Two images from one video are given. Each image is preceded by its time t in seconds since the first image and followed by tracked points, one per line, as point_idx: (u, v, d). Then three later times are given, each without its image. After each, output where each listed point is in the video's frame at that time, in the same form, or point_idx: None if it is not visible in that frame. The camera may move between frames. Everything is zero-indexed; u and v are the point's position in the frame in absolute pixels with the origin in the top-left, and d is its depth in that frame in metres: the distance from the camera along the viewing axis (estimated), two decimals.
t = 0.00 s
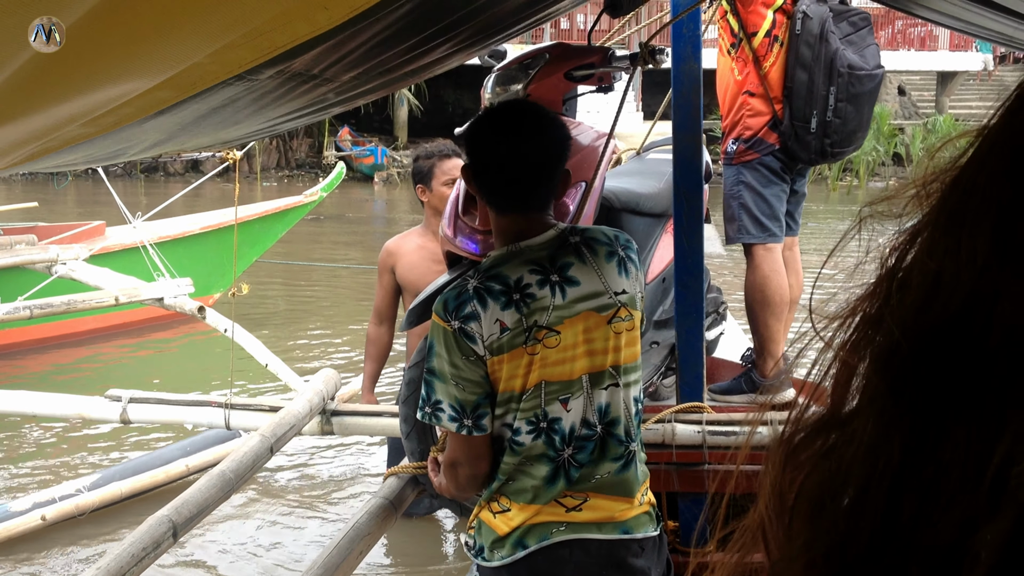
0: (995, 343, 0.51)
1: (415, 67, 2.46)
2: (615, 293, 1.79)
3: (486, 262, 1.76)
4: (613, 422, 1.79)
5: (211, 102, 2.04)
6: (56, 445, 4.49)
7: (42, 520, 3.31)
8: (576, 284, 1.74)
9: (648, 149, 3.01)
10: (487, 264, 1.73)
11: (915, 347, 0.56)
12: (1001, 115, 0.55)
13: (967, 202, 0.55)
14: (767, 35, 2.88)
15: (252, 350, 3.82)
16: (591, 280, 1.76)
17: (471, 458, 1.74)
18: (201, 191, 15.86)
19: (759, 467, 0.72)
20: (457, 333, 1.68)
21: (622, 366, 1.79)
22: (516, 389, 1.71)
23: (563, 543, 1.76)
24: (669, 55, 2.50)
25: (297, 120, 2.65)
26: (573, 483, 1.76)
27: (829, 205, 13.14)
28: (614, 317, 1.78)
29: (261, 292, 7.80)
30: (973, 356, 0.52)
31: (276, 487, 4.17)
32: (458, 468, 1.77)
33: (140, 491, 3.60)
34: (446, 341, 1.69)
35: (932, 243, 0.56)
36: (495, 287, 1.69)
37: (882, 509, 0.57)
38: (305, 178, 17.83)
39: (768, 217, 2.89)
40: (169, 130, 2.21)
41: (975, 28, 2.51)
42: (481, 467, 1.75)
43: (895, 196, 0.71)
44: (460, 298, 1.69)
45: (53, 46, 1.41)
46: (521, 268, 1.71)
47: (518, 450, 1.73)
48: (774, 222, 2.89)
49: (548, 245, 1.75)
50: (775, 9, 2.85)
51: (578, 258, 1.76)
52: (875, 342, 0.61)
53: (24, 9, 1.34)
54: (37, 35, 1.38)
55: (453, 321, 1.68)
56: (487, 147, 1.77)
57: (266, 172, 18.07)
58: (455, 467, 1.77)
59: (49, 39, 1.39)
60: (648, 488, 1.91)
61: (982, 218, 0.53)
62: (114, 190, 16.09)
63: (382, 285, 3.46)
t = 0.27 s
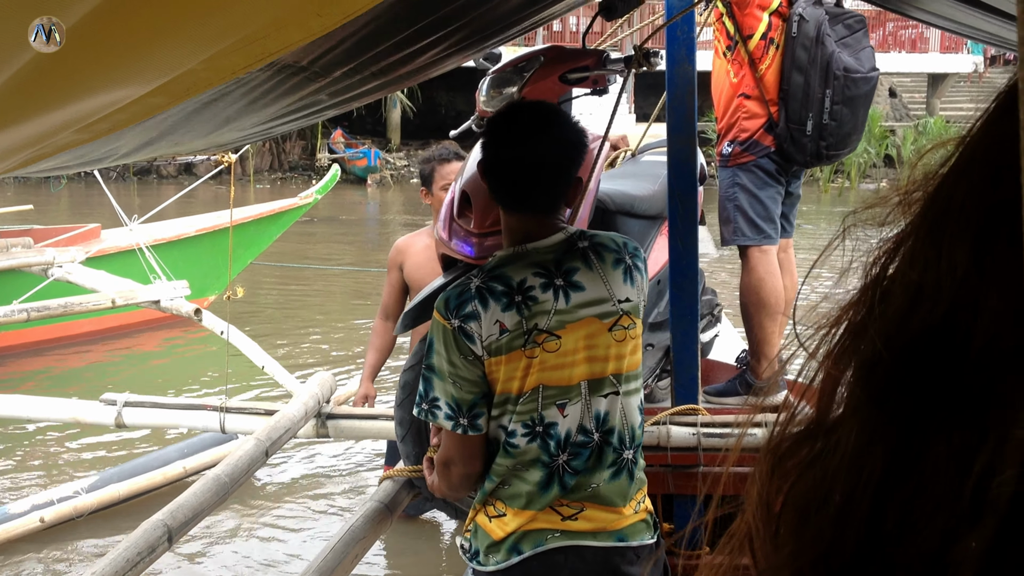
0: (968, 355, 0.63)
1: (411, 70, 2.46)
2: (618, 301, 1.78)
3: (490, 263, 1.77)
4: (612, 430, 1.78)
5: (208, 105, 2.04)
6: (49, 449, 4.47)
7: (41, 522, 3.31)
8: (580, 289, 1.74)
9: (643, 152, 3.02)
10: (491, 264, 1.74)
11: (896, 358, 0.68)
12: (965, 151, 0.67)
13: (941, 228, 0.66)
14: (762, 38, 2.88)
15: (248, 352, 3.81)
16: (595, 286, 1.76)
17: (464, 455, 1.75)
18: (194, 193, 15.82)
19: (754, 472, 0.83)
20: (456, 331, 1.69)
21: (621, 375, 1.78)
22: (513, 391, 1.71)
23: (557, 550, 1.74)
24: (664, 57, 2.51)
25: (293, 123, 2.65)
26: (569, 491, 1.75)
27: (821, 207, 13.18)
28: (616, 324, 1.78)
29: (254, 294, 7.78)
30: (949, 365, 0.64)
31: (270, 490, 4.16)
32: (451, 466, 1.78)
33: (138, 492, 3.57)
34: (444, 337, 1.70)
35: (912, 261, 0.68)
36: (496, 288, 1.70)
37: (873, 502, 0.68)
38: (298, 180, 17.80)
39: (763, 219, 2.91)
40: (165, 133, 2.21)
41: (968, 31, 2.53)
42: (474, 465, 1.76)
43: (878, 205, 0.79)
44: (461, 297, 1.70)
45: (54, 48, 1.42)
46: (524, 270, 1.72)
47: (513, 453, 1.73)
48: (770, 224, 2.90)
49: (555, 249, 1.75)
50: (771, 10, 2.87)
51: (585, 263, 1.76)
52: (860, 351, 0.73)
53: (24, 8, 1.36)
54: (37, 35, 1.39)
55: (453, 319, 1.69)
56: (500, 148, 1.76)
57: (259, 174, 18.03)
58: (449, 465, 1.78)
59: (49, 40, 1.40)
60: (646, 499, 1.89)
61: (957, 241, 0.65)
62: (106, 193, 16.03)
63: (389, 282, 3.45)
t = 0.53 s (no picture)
0: (963, 369, 0.66)
1: (406, 78, 2.47)
2: (618, 312, 1.79)
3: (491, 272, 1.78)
4: (612, 442, 1.77)
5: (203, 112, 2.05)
6: (43, 457, 4.45)
7: (39, 528, 3.29)
8: (581, 300, 1.75)
9: (636, 160, 3.04)
10: (492, 273, 1.75)
11: (891, 370, 0.70)
12: (960, 165, 0.68)
13: (937, 243, 0.68)
14: (758, 47, 2.91)
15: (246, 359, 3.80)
16: (595, 298, 1.77)
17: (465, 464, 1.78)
18: (187, 202, 15.81)
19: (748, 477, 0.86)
20: (455, 339, 1.72)
21: (621, 387, 1.78)
22: (510, 400, 1.72)
23: (552, 559, 1.74)
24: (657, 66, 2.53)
25: (288, 131, 2.65)
26: (566, 501, 1.75)
27: (814, 214, 13.23)
28: (616, 335, 1.78)
29: (248, 302, 7.77)
30: (943, 377, 0.67)
31: (265, 498, 4.16)
32: (452, 473, 1.81)
33: (136, 499, 3.57)
34: (443, 345, 1.73)
35: (909, 273, 0.70)
36: (495, 296, 1.72)
37: (868, 512, 0.72)
38: (292, 188, 17.80)
39: (756, 228, 2.92)
40: (160, 140, 2.22)
41: (960, 42, 2.55)
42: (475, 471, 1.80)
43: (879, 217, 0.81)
44: (460, 305, 1.72)
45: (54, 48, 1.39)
46: (524, 280, 1.73)
47: (511, 463, 1.73)
48: (763, 233, 2.92)
49: (556, 258, 1.76)
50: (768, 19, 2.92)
51: (586, 274, 1.77)
52: (856, 361, 0.75)
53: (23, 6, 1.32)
54: (37, 35, 1.36)
55: (451, 327, 1.72)
56: (505, 155, 1.77)
57: (252, 182, 18.03)
58: (449, 472, 1.82)
59: (49, 40, 1.37)
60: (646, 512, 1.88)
61: (952, 256, 0.67)
62: (100, 202, 16.01)
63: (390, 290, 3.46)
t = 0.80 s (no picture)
0: (971, 379, 0.67)
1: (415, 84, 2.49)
2: (627, 320, 1.80)
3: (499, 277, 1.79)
4: (618, 450, 1.78)
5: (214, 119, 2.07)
6: (55, 460, 4.48)
7: (56, 530, 3.32)
8: (589, 307, 1.76)
9: (644, 164, 3.05)
10: (500, 278, 1.77)
11: (903, 378, 0.71)
12: (973, 176, 0.69)
13: (947, 251, 0.70)
14: (767, 52, 2.92)
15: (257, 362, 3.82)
16: (604, 305, 1.78)
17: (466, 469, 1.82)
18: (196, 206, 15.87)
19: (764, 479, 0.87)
20: (461, 343, 1.73)
21: (629, 395, 1.79)
22: (516, 404, 1.74)
23: (557, 566, 1.75)
24: (665, 72, 2.55)
25: (298, 136, 2.67)
26: (572, 507, 1.76)
27: (822, 217, 13.19)
28: (624, 343, 1.79)
29: (257, 306, 7.80)
30: (953, 385, 0.68)
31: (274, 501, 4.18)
32: (452, 476, 1.86)
33: (150, 501, 3.60)
34: (449, 350, 1.75)
35: (922, 282, 0.71)
36: (501, 301, 1.73)
37: (880, 516, 0.73)
38: (300, 192, 17.86)
39: (764, 232, 2.93)
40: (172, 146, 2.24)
41: (968, 47, 2.54)
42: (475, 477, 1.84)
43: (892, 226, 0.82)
44: (467, 310, 1.74)
45: (54, 47, 1.34)
46: (531, 285, 1.74)
47: (517, 466, 1.74)
48: (771, 237, 2.92)
49: (565, 265, 1.77)
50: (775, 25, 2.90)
51: (594, 281, 1.78)
52: (870, 368, 0.76)
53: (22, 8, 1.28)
54: (38, 35, 1.31)
55: (458, 331, 1.74)
56: (516, 159, 1.79)
57: (261, 186, 18.09)
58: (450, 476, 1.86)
59: (49, 39, 1.32)
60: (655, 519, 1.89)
61: (962, 264, 0.68)
62: (110, 206, 16.10)
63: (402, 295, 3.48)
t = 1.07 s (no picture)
0: (975, 390, 0.67)
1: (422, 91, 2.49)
2: (630, 326, 1.80)
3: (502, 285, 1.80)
4: (622, 456, 1.78)
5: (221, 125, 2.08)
6: (64, 464, 4.50)
7: (66, 534, 3.35)
8: (592, 314, 1.76)
9: (652, 171, 3.05)
10: (503, 286, 1.77)
11: (911, 388, 0.72)
12: (982, 187, 0.69)
13: (954, 262, 0.70)
14: (775, 59, 2.92)
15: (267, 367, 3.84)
16: (607, 311, 1.78)
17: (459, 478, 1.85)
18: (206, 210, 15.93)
19: (777, 485, 0.87)
20: (464, 351, 1.74)
21: (633, 401, 1.79)
22: (519, 413, 1.74)
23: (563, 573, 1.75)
24: (673, 79, 2.54)
25: (305, 142, 2.68)
26: (575, 514, 1.76)
27: (831, 223, 13.15)
28: (627, 349, 1.79)
29: (266, 311, 7.82)
30: (957, 396, 0.68)
31: (281, 506, 4.18)
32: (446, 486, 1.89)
33: (161, 506, 3.62)
34: (451, 358, 1.75)
35: (930, 293, 0.72)
36: (505, 309, 1.73)
37: (885, 525, 0.73)
38: (309, 197, 17.91)
39: (772, 239, 2.92)
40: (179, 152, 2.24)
41: (975, 54, 2.54)
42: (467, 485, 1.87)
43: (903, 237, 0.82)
44: (471, 318, 1.74)
45: (53, 46, 1.31)
46: (534, 293, 1.74)
47: (520, 474, 1.75)
48: (779, 244, 2.92)
49: (567, 272, 1.78)
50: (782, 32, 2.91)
51: (598, 288, 1.78)
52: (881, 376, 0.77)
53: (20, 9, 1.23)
54: (37, 34, 1.28)
55: (461, 339, 1.74)
56: (517, 163, 1.79)
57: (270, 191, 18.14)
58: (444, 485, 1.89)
59: (49, 39, 1.29)
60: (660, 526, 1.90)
61: (969, 274, 0.68)
62: (120, 211, 16.17)
63: (411, 298, 3.49)
